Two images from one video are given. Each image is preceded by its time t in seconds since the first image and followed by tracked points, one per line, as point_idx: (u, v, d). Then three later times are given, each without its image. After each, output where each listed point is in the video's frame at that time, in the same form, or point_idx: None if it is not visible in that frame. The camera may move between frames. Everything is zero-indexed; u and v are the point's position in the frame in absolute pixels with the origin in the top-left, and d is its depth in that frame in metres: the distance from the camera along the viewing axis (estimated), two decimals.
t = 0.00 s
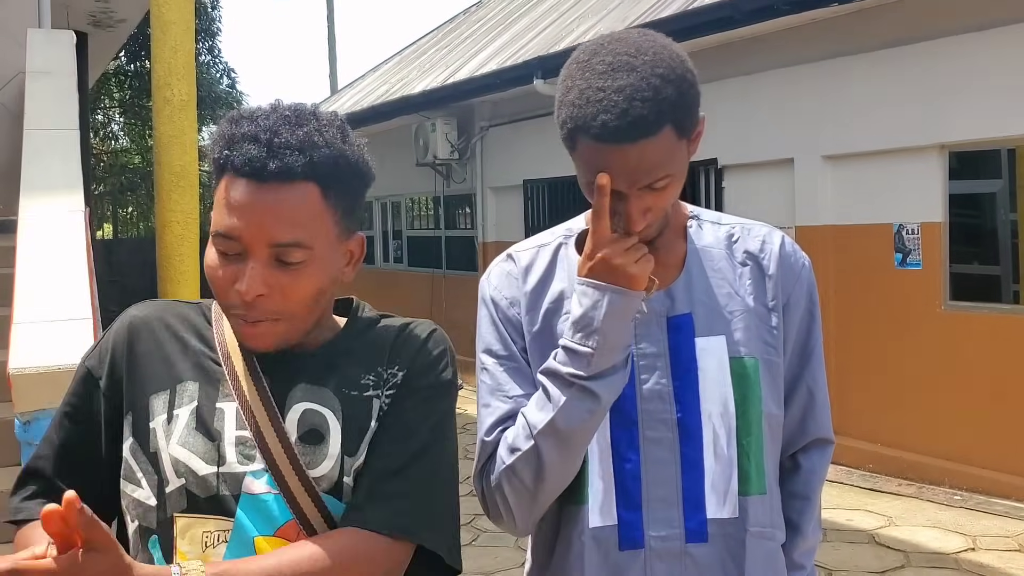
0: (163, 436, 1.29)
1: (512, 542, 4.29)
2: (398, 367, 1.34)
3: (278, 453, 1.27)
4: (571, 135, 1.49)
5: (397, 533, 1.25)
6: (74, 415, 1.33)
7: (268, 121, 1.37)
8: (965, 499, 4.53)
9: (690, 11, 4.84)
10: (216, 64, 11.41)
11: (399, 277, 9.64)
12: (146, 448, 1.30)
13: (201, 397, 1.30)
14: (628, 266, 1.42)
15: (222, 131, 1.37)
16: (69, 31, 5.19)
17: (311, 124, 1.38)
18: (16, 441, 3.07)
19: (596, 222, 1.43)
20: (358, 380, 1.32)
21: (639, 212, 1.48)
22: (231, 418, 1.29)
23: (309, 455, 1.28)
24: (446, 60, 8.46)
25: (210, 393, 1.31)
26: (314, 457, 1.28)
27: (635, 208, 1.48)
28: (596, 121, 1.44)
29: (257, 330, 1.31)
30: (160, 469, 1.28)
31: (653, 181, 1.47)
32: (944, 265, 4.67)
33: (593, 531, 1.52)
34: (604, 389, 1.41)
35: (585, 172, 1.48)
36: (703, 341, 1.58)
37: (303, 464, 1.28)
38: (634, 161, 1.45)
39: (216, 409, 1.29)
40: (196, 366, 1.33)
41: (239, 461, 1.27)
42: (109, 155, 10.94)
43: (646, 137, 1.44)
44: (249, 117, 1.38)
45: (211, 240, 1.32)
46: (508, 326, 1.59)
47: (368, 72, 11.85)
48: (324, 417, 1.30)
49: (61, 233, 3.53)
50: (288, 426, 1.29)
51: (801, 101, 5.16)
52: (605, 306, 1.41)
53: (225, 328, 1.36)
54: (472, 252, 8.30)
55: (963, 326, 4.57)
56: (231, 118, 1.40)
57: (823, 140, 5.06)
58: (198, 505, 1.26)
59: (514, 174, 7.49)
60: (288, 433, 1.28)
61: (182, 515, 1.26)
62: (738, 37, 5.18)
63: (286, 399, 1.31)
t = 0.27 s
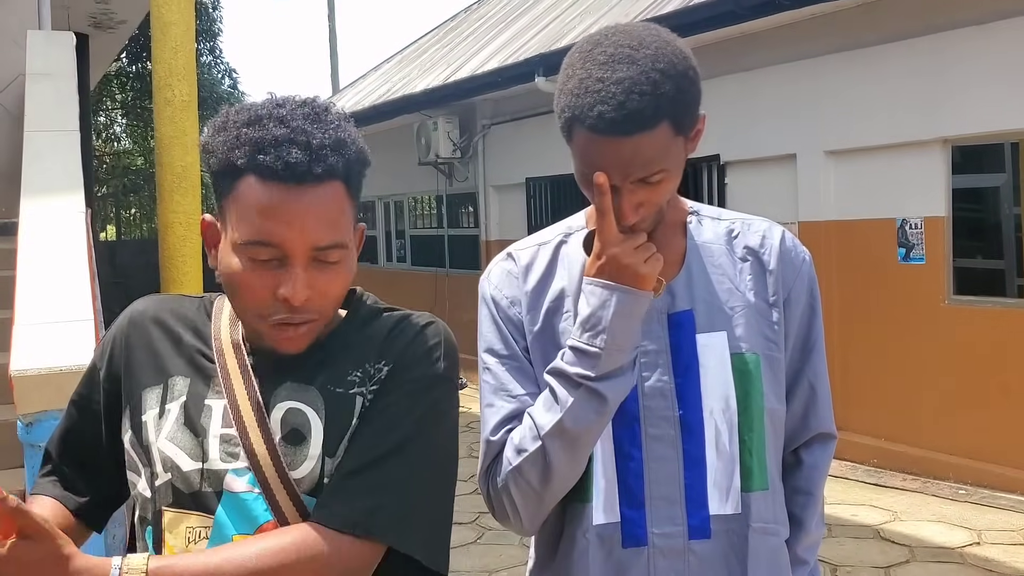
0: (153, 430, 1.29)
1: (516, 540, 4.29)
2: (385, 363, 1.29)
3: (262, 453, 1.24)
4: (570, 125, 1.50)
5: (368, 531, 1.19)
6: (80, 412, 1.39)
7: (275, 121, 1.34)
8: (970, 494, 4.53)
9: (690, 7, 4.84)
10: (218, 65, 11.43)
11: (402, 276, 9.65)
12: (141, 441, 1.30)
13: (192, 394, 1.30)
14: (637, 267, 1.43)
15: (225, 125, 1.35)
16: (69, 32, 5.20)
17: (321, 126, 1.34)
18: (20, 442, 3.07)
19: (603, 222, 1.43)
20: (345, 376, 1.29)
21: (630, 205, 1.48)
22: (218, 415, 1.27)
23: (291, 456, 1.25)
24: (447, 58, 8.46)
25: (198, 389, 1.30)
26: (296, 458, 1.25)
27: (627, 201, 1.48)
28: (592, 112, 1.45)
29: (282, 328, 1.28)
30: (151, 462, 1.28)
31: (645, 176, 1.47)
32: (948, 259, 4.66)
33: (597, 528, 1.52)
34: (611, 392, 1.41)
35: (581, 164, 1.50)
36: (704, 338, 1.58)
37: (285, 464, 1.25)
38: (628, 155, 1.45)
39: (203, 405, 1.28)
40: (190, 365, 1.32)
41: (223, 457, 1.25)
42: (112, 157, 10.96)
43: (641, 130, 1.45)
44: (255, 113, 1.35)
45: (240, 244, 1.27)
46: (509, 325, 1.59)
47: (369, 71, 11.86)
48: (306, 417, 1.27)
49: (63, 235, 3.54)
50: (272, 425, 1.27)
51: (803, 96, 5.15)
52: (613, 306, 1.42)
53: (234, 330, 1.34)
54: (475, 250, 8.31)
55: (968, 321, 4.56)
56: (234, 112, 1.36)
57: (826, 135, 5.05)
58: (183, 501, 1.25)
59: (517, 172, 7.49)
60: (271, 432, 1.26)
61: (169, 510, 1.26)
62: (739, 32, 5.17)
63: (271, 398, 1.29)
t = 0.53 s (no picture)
0: (138, 450, 1.27)
1: (517, 538, 4.29)
2: (378, 356, 1.29)
3: (257, 456, 1.23)
4: (572, 108, 1.49)
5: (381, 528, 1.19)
6: (55, 451, 1.39)
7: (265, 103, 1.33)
8: (973, 491, 4.52)
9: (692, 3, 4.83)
10: (218, 62, 11.42)
11: (403, 273, 9.65)
12: (123, 466, 1.28)
13: (174, 408, 1.28)
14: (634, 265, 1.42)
15: (214, 110, 1.35)
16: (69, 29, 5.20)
17: (307, 105, 1.34)
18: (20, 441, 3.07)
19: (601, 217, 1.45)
20: (338, 373, 1.29)
21: (621, 197, 1.48)
22: (208, 422, 1.27)
23: (290, 456, 1.24)
24: (448, 56, 8.46)
25: (184, 399, 1.29)
26: (296, 458, 1.24)
27: (618, 193, 1.48)
28: (593, 95, 1.44)
29: (302, 318, 1.30)
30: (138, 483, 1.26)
31: (641, 167, 1.46)
32: (950, 256, 4.66)
33: (597, 527, 1.52)
34: (602, 389, 1.40)
35: (579, 149, 1.49)
36: (705, 335, 1.58)
37: (286, 464, 1.24)
38: (625, 143, 1.45)
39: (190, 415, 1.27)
40: (164, 381, 1.31)
41: (219, 463, 1.24)
42: (113, 154, 10.97)
43: (640, 120, 1.44)
44: (245, 97, 1.35)
45: (281, 225, 1.27)
46: (508, 322, 1.59)
47: (370, 69, 11.84)
48: (304, 414, 1.27)
49: (62, 232, 3.54)
50: (268, 426, 1.26)
51: (805, 93, 5.14)
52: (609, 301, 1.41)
53: (217, 337, 1.34)
54: (476, 248, 8.31)
55: (970, 318, 4.55)
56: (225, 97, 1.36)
57: (828, 132, 5.04)
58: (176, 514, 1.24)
59: (518, 169, 7.48)
60: (268, 434, 1.25)
61: (165, 524, 1.25)
62: (741, 28, 5.16)
63: (262, 398, 1.29)
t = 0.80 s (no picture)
0: (146, 486, 1.24)
1: (518, 535, 4.30)
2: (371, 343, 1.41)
3: (271, 455, 1.28)
4: (570, 90, 1.51)
5: (435, 489, 1.36)
6: (31, 509, 1.26)
7: (194, 105, 1.36)
8: (973, 486, 4.53)
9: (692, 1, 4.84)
10: (219, 61, 11.43)
11: (405, 271, 9.66)
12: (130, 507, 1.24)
13: (173, 433, 1.27)
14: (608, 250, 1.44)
15: (142, 126, 1.35)
16: (70, 29, 5.21)
17: (238, 103, 1.38)
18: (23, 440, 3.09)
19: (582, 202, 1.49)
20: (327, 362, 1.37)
21: (601, 188, 1.51)
22: (213, 439, 1.28)
23: (303, 448, 1.30)
24: (449, 54, 8.47)
25: (181, 421, 1.28)
26: (310, 449, 1.31)
27: (599, 184, 1.51)
28: (590, 82, 1.45)
29: (272, 314, 1.33)
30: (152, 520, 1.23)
31: (624, 159, 1.48)
32: (950, 252, 4.67)
33: (597, 525, 1.53)
34: (576, 377, 1.41)
35: (569, 132, 1.51)
36: (704, 334, 1.59)
37: (300, 457, 1.30)
38: (617, 135, 1.46)
39: (194, 435, 1.27)
40: (152, 409, 1.28)
41: (237, 474, 1.27)
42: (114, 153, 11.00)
43: (629, 113, 1.46)
44: (169, 106, 1.36)
45: (236, 228, 1.30)
46: (507, 319, 1.60)
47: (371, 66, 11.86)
48: (309, 408, 1.33)
49: (64, 232, 3.55)
50: (274, 426, 1.30)
51: (805, 90, 5.15)
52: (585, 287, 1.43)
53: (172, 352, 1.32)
54: (477, 245, 8.32)
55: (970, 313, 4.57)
56: (146, 109, 1.37)
57: (828, 129, 5.05)
58: (205, 535, 1.25)
59: (519, 167, 7.49)
60: (275, 433, 1.30)
61: (190, 549, 1.24)
62: (741, 25, 5.17)
63: (265, 398, 1.33)
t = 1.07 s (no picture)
0: (159, 486, 1.23)
1: (520, 532, 4.33)
2: (348, 339, 1.51)
3: (277, 452, 1.32)
4: (565, 96, 1.53)
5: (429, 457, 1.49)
6: (77, 492, 1.16)
7: (197, 131, 1.29)
8: (973, 483, 4.55)
9: None
10: (221, 61, 11.46)
11: (406, 270, 9.69)
12: (140, 509, 1.21)
13: (181, 432, 1.27)
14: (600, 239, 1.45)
15: (142, 150, 1.27)
16: (73, 30, 5.24)
17: (244, 132, 1.32)
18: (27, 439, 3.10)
19: (569, 194, 1.51)
20: (307, 358, 1.45)
21: (598, 191, 1.52)
22: (220, 437, 1.29)
23: (302, 444, 1.38)
24: (450, 53, 8.48)
25: (184, 421, 1.27)
26: (306, 444, 1.39)
27: (596, 186, 1.51)
28: (582, 86, 1.48)
29: (266, 333, 1.33)
30: (166, 521, 1.22)
31: (619, 161, 1.50)
32: (950, 250, 4.68)
33: (597, 522, 1.54)
34: (574, 367, 1.42)
35: (567, 136, 1.52)
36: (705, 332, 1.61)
37: (300, 451, 1.37)
38: (611, 141, 1.49)
39: (202, 434, 1.28)
40: (155, 408, 1.26)
41: (250, 471, 1.30)
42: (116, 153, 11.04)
43: (622, 117, 1.47)
44: (173, 129, 1.28)
45: (238, 259, 1.28)
46: (509, 316, 1.62)
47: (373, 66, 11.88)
48: (300, 406, 1.41)
49: (68, 232, 3.57)
50: (273, 422, 1.37)
51: (805, 88, 5.16)
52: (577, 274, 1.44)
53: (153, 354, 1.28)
54: (478, 244, 8.34)
55: (970, 311, 4.58)
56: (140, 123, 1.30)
57: (828, 127, 5.06)
58: (223, 532, 1.27)
59: (520, 166, 7.51)
60: (275, 429, 1.36)
61: (204, 548, 1.25)
62: (741, 25, 5.18)
63: (263, 398, 1.38)
